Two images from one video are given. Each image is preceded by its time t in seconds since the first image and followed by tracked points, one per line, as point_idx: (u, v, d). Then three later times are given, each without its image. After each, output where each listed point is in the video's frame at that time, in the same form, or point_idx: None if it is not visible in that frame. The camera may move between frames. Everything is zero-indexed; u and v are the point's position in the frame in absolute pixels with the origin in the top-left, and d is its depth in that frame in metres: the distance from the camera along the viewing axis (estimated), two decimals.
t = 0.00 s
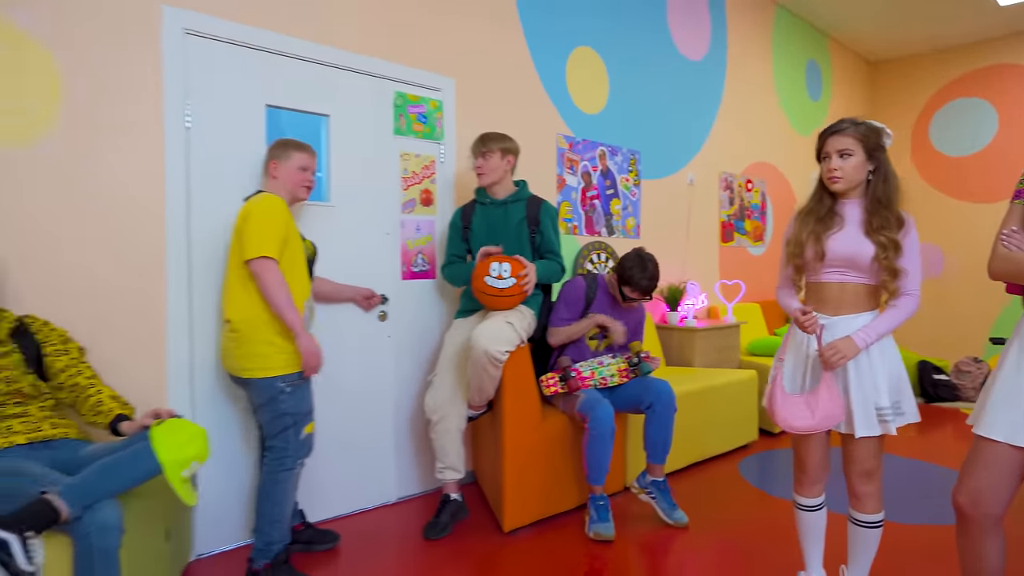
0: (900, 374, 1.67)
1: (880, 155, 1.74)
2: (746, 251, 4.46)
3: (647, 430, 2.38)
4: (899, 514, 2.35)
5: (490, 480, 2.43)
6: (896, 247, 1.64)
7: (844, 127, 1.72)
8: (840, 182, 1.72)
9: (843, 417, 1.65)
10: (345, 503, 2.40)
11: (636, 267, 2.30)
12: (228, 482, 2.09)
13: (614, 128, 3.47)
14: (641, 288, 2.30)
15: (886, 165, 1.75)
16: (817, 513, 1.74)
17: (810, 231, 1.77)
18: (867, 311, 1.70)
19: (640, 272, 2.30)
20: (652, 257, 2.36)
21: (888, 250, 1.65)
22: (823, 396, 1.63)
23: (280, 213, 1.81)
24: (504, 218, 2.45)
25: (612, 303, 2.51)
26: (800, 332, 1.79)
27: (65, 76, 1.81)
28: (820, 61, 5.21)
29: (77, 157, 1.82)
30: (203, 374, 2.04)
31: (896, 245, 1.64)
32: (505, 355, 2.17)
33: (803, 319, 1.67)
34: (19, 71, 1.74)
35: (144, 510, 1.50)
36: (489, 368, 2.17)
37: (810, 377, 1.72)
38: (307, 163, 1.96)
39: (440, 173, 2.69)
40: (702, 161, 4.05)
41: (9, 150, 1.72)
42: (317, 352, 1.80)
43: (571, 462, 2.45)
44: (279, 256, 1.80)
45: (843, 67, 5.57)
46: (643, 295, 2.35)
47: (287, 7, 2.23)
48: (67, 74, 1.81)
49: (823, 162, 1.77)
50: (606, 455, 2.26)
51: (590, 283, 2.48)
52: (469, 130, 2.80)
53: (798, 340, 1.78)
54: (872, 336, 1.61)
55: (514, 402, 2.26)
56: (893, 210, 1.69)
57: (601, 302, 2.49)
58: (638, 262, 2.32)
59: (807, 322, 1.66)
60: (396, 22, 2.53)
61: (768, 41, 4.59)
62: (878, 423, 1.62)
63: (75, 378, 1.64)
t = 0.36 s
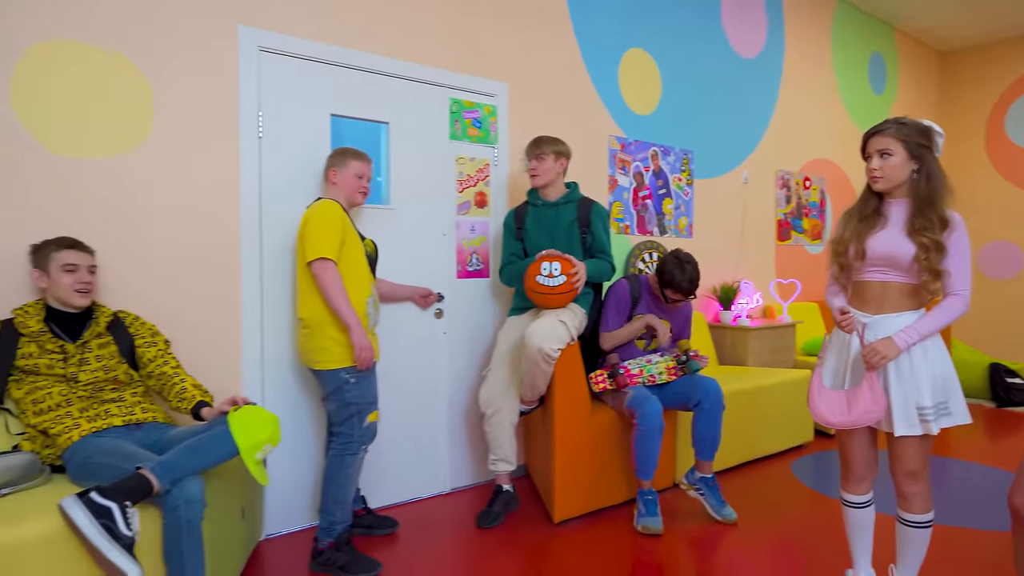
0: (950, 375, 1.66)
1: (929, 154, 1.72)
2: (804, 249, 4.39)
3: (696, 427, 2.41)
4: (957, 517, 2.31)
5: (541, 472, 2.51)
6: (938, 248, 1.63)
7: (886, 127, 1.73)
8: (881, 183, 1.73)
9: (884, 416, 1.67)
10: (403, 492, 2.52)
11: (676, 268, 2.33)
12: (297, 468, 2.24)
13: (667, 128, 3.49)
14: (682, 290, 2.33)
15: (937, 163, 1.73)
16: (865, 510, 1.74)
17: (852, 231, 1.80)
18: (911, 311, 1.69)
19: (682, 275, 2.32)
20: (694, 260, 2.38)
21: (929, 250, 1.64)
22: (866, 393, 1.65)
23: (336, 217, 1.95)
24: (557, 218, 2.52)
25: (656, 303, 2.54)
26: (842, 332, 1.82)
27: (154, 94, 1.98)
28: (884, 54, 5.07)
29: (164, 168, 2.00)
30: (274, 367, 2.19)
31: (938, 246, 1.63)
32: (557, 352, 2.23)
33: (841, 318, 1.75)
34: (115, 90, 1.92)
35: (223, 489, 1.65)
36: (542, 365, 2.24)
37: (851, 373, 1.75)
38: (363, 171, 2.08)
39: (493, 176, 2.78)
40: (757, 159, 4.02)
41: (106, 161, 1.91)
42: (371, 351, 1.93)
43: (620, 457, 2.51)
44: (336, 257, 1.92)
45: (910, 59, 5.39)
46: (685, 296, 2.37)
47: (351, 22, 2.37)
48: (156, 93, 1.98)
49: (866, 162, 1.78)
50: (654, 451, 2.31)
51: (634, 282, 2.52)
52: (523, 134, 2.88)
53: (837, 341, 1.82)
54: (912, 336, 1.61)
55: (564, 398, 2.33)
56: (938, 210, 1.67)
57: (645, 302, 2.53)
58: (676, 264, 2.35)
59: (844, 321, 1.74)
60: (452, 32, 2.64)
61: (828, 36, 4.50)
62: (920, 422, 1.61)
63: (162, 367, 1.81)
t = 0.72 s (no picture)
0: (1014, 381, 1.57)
1: (992, 148, 1.63)
2: (861, 248, 4.23)
3: (742, 432, 2.35)
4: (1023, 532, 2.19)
5: (584, 473, 2.49)
6: (1000, 247, 1.55)
7: (944, 121, 1.65)
8: (938, 180, 1.66)
9: (941, 423, 1.59)
10: (445, 489, 2.54)
11: (715, 273, 2.28)
12: (343, 464, 2.28)
13: (716, 124, 3.42)
14: (724, 296, 2.28)
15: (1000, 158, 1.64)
16: (922, 521, 1.67)
17: (907, 230, 1.72)
18: (970, 313, 1.61)
19: (723, 279, 2.27)
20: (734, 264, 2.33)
21: (991, 250, 1.56)
22: (918, 398, 1.59)
23: (384, 219, 1.96)
24: (601, 218, 2.50)
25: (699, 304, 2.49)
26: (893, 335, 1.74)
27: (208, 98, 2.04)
28: (949, 43, 4.84)
29: (217, 170, 2.07)
30: (321, 363, 2.24)
31: (1000, 245, 1.55)
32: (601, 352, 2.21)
33: (892, 319, 1.69)
34: (172, 95, 1.99)
35: (271, 483, 1.70)
36: (585, 365, 2.22)
37: (903, 376, 1.68)
38: (405, 168, 2.10)
39: (538, 175, 2.78)
40: (810, 156, 3.90)
41: (163, 164, 1.98)
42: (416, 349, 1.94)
43: (664, 459, 2.47)
44: (385, 259, 1.95)
45: (978, 48, 5.13)
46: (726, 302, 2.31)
47: (397, 25, 2.40)
48: (210, 97, 2.05)
49: (923, 158, 1.71)
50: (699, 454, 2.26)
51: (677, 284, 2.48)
52: (567, 133, 2.87)
53: (888, 345, 1.75)
54: (968, 340, 1.53)
55: (608, 399, 2.31)
56: (1001, 207, 1.59)
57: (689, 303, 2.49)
58: (717, 269, 2.29)
59: (896, 323, 1.68)
60: (496, 32, 2.65)
61: (887, 26, 4.32)
62: (979, 431, 1.53)
63: (213, 363, 1.87)
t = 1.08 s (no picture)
0: None
1: None
2: (934, 246, 3.98)
3: (809, 442, 2.20)
4: None
5: (638, 481, 2.38)
6: None
7: None
8: None
9: None
10: (493, 494, 2.47)
11: (782, 276, 2.14)
12: (390, 466, 2.24)
13: (777, 116, 3.25)
14: (790, 300, 2.14)
15: None
16: (1019, 548, 1.51)
17: (1002, 227, 1.56)
18: None
19: (789, 282, 2.13)
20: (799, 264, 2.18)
21: None
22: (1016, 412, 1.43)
23: (433, 216, 1.90)
24: (660, 216, 2.39)
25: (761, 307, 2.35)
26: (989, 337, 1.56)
27: (256, 96, 2.02)
28: None
29: (264, 167, 2.04)
30: (367, 363, 2.20)
31: None
32: (659, 356, 2.10)
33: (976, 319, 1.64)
34: (218, 92, 1.97)
35: (316, 487, 1.65)
36: (642, 369, 2.12)
37: (999, 385, 1.51)
38: (456, 161, 2.04)
39: (590, 171, 2.68)
40: (878, 149, 3.68)
41: (213, 162, 1.97)
42: (467, 353, 1.89)
43: (724, 469, 2.34)
44: (433, 260, 1.88)
45: None
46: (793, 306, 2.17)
47: (445, 17, 2.34)
48: (257, 93, 2.02)
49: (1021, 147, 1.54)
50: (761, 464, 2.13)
51: (736, 286, 2.34)
52: (621, 127, 2.76)
53: (983, 347, 1.57)
54: None
55: (664, 404, 2.20)
56: None
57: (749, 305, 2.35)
58: (783, 271, 2.15)
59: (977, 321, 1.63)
60: (546, 23, 2.57)
61: (963, 9, 4.05)
62: None
63: (261, 363, 1.84)
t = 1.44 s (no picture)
0: None
1: None
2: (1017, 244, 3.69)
3: (887, 458, 2.02)
4: None
5: (697, 494, 2.23)
6: None
7: None
8: None
9: None
10: (543, 504, 2.37)
11: (857, 275, 1.97)
12: (437, 475, 2.15)
13: (845, 107, 3.05)
14: (868, 301, 1.97)
15: None
16: None
17: None
18: None
19: (866, 281, 1.96)
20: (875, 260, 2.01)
21: None
22: None
23: (482, 214, 1.80)
24: (721, 214, 2.25)
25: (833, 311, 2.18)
26: None
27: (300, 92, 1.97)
28: None
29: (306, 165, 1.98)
30: (413, 367, 2.12)
31: None
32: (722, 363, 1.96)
33: None
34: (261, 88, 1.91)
35: (359, 499, 1.57)
36: (704, 377, 1.98)
37: None
38: (505, 162, 1.94)
39: (645, 166, 2.55)
40: (956, 140, 3.43)
41: (257, 160, 1.92)
42: (513, 358, 1.78)
43: (791, 484, 2.17)
44: (484, 257, 1.79)
45: None
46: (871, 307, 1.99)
47: (492, 7, 2.24)
48: (299, 89, 1.96)
49: None
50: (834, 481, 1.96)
51: (805, 288, 2.17)
52: (678, 120, 2.62)
53: None
54: None
55: (726, 414, 2.05)
56: None
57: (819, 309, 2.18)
58: (859, 269, 1.98)
59: None
60: (598, 12, 2.45)
61: None
62: None
63: (304, 367, 1.77)
